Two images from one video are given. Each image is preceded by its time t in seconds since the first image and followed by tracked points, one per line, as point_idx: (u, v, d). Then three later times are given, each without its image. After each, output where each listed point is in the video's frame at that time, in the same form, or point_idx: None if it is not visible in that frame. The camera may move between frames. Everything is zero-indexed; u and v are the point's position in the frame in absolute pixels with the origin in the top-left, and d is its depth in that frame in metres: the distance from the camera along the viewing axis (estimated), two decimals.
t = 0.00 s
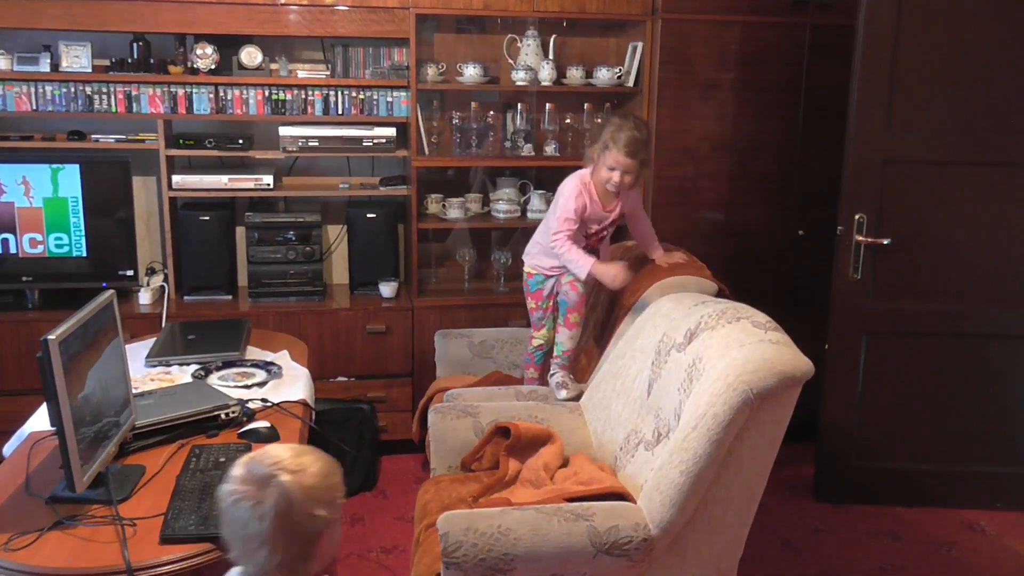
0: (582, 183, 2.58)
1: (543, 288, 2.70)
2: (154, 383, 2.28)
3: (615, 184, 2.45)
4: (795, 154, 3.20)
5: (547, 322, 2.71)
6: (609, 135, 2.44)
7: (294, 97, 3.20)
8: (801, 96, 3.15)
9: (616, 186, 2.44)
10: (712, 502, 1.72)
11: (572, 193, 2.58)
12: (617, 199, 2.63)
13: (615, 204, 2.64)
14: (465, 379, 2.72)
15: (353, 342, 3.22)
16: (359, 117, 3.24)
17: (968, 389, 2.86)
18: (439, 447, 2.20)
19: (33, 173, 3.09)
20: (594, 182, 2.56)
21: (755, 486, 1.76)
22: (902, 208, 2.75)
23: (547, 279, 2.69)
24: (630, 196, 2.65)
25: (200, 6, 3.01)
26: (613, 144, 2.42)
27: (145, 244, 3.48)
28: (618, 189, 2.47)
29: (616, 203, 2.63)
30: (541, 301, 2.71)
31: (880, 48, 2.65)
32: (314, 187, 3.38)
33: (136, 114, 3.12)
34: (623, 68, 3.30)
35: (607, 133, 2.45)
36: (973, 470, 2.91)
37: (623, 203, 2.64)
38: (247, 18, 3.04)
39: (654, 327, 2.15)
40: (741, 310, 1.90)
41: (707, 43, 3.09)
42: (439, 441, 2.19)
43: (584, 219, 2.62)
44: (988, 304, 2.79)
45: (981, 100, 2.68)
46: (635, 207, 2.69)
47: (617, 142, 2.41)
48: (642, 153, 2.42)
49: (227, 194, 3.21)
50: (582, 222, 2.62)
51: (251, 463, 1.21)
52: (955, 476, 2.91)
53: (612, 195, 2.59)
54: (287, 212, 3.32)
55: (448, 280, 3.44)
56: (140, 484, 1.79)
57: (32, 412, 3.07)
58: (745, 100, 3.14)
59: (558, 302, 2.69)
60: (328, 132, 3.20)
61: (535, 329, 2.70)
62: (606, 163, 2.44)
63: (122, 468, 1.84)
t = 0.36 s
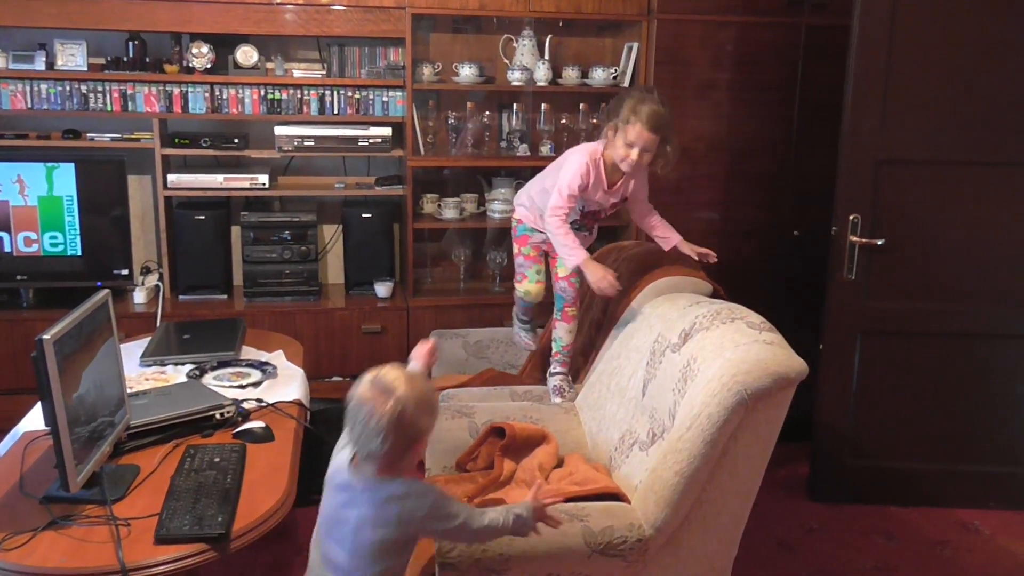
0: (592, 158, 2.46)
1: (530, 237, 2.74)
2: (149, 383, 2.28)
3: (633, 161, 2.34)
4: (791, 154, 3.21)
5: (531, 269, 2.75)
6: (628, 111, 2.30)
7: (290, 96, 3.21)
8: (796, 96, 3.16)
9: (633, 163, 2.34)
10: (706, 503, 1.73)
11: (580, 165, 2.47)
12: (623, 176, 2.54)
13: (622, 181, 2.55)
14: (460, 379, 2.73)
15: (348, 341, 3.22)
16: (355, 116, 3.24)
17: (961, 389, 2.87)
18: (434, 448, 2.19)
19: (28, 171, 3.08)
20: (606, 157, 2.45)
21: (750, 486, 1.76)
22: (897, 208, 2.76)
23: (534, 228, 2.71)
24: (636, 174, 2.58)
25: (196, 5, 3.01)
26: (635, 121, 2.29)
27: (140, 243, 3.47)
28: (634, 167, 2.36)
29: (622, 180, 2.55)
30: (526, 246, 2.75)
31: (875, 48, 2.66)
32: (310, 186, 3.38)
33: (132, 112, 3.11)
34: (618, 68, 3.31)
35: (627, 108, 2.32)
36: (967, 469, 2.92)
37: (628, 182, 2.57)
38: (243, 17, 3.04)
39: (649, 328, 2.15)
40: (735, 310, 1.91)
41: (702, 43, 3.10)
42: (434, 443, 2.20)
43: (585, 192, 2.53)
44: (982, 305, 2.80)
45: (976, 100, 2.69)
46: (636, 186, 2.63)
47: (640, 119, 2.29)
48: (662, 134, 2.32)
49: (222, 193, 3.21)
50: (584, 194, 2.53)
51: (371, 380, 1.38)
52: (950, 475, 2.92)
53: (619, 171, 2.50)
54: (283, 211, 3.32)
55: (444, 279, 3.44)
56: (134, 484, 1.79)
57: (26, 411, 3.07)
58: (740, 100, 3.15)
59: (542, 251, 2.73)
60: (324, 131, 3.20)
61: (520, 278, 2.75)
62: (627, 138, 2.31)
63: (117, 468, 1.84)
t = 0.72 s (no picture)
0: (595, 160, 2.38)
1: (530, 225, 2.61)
2: (143, 384, 2.27)
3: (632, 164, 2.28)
4: (785, 156, 3.22)
5: (531, 258, 2.60)
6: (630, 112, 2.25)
7: (285, 98, 3.20)
8: (791, 99, 3.17)
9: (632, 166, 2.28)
10: (700, 506, 1.73)
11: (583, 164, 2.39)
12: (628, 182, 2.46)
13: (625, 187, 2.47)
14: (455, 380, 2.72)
15: (343, 343, 3.22)
16: (350, 118, 3.23)
17: (954, 391, 2.87)
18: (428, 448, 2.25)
19: (22, 172, 3.08)
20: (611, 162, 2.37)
21: (744, 489, 1.76)
22: (891, 211, 2.76)
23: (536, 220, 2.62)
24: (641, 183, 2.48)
25: (191, 7, 3.01)
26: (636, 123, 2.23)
27: (135, 244, 3.47)
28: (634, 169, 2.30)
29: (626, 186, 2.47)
30: (525, 235, 2.61)
31: (869, 51, 2.67)
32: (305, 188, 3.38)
33: (127, 114, 3.11)
34: (613, 71, 3.32)
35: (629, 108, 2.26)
36: (961, 472, 2.92)
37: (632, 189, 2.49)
38: (238, 19, 3.04)
39: (644, 330, 2.15)
40: (729, 313, 1.91)
41: (697, 46, 3.10)
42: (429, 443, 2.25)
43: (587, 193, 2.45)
44: (976, 308, 2.81)
45: (970, 103, 2.70)
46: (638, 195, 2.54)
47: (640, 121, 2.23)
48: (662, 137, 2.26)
49: (217, 194, 3.21)
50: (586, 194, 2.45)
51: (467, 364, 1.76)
52: (943, 477, 2.93)
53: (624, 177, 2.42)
54: (278, 213, 3.32)
55: (439, 282, 3.44)
56: (128, 486, 1.78)
57: (19, 412, 3.06)
58: (735, 103, 3.16)
59: (542, 242, 2.61)
60: (319, 133, 3.20)
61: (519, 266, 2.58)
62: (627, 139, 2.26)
63: (111, 470, 1.84)
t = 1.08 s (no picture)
0: (574, 146, 2.38)
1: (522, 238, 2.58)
2: (139, 388, 2.27)
3: (616, 132, 2.28)
4: (781, 157, 3.22)
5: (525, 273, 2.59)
6: (604, 81, 2.27)
7: (281, 100, 3.20)
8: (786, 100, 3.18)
9: (615, 135, 2.28)
10: (697, 506, 1.73)
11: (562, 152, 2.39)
12: (612, 169, 2.45)
13: (609, 174, 2.46)
14: (452, 382, 2.72)
15: (340, 345, 3.21)
16: (345, 120, 3.24)
17: (951, 391, 2.88)
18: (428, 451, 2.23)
19: (17, 176, 3.07)
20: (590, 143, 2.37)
21: (742, 489, 1.76)
22: (886, 211, 2.77)
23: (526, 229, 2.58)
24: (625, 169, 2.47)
25: (186, 9, 3.00)
26: (613, 90, 2.25)
27: (131, 247, 3.46)
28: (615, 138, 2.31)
29: (609, 173, 2.45)
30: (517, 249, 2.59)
31: (863, 51, 2.67)
32: (301, 190, 3.38)
33: (122, 117, 3.10)
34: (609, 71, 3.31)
35: (603, 77, 2.27)
36: (959, 471, 2.93)
37: (618, 175, 2.47)
38: (233, 22, 3.03)
39: (641, 331, 2.15)
40: (724, 313, 1.91)
41: (693, 46, 3.11)
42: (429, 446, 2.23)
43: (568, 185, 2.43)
44: (972, 307, 2.81)
45: (964, 103, 2.71)
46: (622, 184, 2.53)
47: (618, 87, 2.24)
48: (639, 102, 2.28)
49: (213, 197, 3.20)
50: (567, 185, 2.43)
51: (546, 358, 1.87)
52: (941, 477, 2.93)
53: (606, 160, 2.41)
54: (274, 216, 3.31)
55: (436, 283, 3.44)
56: (124, 490, 1.78)
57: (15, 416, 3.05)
58: (730, 104, 3.16)
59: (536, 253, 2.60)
60: (314, 135, 3.19)
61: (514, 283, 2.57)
62: (605, 108, 2.27)
63: (107, 474, 1.83)
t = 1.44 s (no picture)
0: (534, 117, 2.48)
1: (517, 247, 2.56)
2: (138, 389, 2.27)
3: (575, 90, 2.39)
4: (779, 157, 3.22)
5: (522, 284, 2.55)
6: (559, 44, 2.40)
7: (279, 101, 3.21)
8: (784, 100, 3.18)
9: (574, 92, 2.39)
10: (697, 506, 1.73)
11: (523, 125, 2.48)
12: (580, 135, 2.50)
13: (578, 140, 2.49)
14: (451, 382, 2.73)
15: (339, 346, 3.21)
16: (344, 121, 3.25)
17: (949, 391, 2.88)
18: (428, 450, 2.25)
19: (16, 177, 3.07)
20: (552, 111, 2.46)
21: (741, 489, 1.76)
22: (885, 211, 2.77)
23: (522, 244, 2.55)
24: (592, 132, 2.52)
25: (185, 10, 3.00)
26: (567, 50, 2.37)
27: (130, 247, 3.46)
28: (576, 98, 2.41)
29: (579, 137, 2.49)
30: (515, 259, 2.56)
31: (862, 52, 2.67)
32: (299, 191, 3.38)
33: (121, 117, 3.10)
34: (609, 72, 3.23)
35: (556, 43, 2.41)
36: (958, 470, 2.93)
37: (587, 141, 2.50)
38: (232, 22, 3.03)
39: (640, 331, 2.15)
40: (724, 314, 1.91)
41: (691, 47, 3.11)
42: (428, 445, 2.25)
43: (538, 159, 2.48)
44: (970, 307, 2.82)
45: (962, 104, 2.71)
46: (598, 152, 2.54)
47: (572, 45, 2.36)
48: (594, 57, 2.39)
49: (212, 198, 3.20)
50: (536, 157, 2.48)
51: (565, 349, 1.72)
52: (939, 477, 2.93)
53: (572, 123, 2.47)
54: (273, 216, 3.31)
55: (435, 284, 3.44)
56: (123, 491, 1.78)
57: (14, 417, 3.04)
58: (729, 104, 3.16)
59: (533, 263, 2.55)
60: (313, 136, 3.19)
61: (510, 292, 2.54)
62: (560, 69, 2.38)
63: (106, 474, 1.83)
